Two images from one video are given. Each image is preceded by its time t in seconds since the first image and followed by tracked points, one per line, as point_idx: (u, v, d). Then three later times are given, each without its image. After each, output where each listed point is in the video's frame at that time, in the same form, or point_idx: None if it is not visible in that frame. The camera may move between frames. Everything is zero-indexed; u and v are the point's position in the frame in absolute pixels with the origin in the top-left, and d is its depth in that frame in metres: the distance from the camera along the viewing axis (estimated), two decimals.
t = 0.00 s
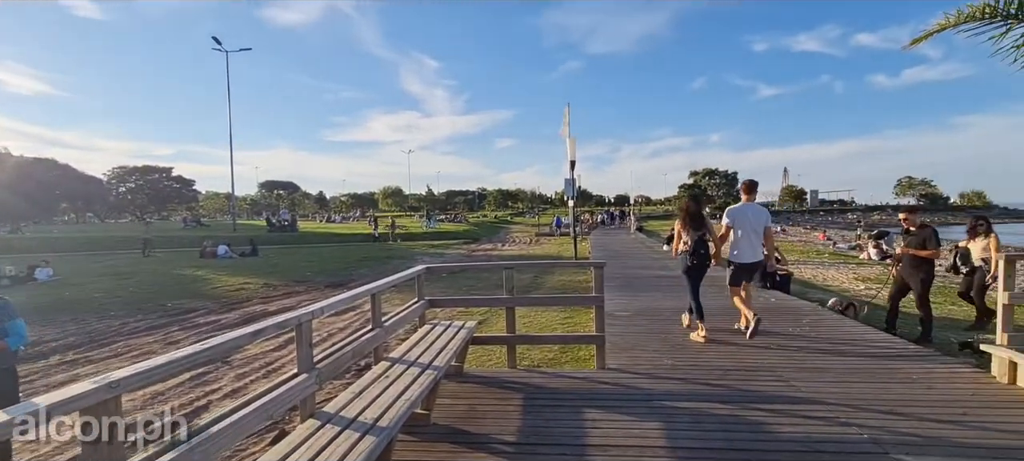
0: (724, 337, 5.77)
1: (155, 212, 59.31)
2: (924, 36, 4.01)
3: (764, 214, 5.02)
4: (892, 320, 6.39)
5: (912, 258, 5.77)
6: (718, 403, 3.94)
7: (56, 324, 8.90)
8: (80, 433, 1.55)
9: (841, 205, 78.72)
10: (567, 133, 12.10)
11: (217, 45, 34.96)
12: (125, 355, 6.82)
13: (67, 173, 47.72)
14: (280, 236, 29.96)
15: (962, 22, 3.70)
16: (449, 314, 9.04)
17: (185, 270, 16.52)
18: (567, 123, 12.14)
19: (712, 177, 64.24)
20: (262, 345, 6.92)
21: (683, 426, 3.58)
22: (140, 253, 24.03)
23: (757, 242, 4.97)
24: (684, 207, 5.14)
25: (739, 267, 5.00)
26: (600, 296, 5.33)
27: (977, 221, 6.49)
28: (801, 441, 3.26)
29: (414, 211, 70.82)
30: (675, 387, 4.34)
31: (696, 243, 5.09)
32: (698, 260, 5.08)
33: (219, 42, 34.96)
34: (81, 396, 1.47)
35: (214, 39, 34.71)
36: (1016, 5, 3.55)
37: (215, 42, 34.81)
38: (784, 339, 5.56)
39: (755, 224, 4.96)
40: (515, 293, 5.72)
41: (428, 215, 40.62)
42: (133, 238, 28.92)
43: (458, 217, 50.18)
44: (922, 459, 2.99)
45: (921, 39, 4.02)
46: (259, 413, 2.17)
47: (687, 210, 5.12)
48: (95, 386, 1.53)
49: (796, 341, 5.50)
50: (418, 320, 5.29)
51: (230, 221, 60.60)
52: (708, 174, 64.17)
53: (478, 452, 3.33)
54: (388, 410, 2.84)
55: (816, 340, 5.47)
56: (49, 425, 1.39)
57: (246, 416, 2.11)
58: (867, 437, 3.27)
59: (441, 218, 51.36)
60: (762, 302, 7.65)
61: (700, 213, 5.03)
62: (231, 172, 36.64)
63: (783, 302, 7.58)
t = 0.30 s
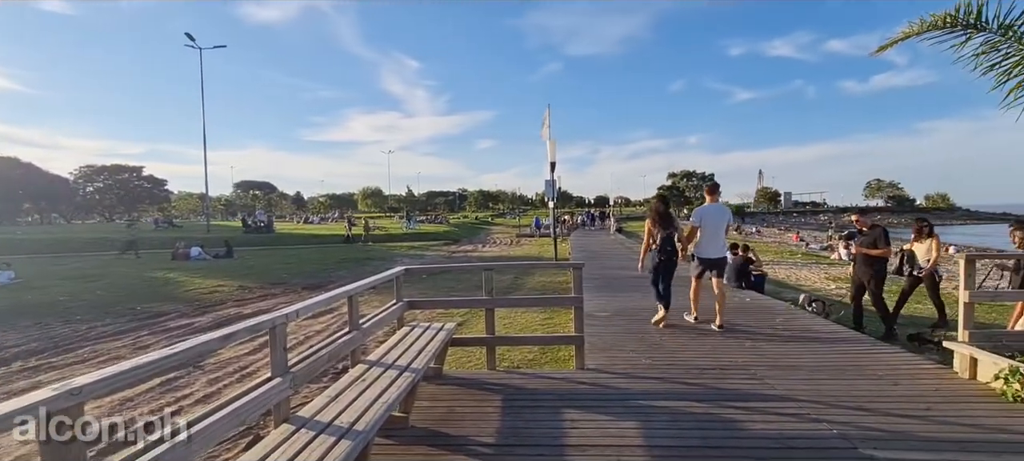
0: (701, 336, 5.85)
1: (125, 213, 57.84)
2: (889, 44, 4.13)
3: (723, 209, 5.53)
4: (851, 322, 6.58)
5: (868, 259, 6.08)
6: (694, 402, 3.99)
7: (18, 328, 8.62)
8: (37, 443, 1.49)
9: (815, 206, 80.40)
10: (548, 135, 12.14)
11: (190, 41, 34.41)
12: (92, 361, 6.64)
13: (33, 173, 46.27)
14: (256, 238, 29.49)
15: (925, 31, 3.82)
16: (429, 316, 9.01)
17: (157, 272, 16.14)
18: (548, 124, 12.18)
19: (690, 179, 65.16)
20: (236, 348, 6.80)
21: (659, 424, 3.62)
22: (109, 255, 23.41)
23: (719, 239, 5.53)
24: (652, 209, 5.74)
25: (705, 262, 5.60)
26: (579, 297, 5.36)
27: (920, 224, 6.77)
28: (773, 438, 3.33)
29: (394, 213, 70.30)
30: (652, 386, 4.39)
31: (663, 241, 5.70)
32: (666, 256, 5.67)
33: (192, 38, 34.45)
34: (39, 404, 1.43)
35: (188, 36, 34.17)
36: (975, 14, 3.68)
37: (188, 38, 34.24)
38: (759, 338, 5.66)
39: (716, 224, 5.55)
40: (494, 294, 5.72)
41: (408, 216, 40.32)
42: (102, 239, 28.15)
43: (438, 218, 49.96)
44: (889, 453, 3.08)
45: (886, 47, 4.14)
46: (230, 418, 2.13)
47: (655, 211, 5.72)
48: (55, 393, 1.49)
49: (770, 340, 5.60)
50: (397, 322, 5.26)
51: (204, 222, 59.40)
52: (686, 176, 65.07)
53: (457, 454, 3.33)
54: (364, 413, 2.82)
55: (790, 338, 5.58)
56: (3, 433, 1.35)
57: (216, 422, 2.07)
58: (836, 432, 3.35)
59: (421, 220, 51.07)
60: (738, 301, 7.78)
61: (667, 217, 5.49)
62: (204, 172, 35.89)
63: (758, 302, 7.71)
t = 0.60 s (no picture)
0: (682, 335, 5.91)
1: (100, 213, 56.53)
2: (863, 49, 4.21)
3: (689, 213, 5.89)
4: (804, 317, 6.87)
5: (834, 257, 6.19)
6: (674, 400, 4.03)
7: None
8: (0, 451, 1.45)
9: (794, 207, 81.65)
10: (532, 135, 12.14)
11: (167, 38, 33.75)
12: (63, 366, 6.47)
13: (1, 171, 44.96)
14: (236, 238, 29.04)
15: (897, 36, 3.91)
16: (412, 317, 8.95)
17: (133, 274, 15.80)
18: (532, 125, 12.19)
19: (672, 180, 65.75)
20: (214, 351, 6.68)
21: (640, 423, 3.65)
22: (82, 257, 22.85)
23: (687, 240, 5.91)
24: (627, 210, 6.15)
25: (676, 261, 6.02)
26: (562, 297, 5.37)
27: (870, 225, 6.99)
28: (750, 435, 3.38)
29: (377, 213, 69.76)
30: (634, 385, 4.42)
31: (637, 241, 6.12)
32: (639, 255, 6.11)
33: (168, 34, 33.80)
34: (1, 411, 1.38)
35: (164, 32, 33.52)
36: (944, 21, 3.77)
37: (164, 35, 33.59)
38: (739, 337, 5.73)
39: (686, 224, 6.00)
40: (477, 295, 5.70)
41: (391, 217, 40.04)
42: (75, 240, 27.45)
43: (421, 219, 49.74)
44: (862, 448, 3.14)
45: (860, 51, 4.22)
46: (206, 424, 2.09)
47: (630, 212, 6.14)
48: (20, 399, 1.45)
49: (749, 338, 5.67)
50: (379, 323, 5.22)
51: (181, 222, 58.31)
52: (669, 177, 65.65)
53: (439, 456, 3.31)
54: (344, 416, 2.80)
55: (769, 337, 5.66)
56: None
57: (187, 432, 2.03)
58: (812, 429, 3.40)
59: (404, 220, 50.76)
60: (719, 301, 7.87)
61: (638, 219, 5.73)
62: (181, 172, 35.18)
63: (739, 301, 7.81)
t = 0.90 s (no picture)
0: (663, 336, 5.97)
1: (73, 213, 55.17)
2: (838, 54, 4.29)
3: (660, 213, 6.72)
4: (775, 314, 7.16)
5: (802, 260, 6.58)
6: (655, 400, 4.06)
7: None
8: None
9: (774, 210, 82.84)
10: (515, 137, 12.15)
11: (144, 34, 33.08)
12: (32, 370, 6.29)
13: None
14: (214, 239, 28.56)
15: (870, 43, 4.00)
16: (394, 318, 8.90)
17: (107, 275, 15.44)
18: (516, 127, 12.21)
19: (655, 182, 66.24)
20: (190, 354, 6.56)
21: (621, 423, 3.67)
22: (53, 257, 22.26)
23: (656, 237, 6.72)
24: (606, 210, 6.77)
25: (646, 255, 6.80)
26: (545, 298, 5.38)
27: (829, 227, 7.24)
28: (728, 433, 3.42)
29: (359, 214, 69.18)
30: (616, 385, 4.45)
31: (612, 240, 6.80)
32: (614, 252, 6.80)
33: (145, 30, 33.13)
34: None
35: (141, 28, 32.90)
36: (915, 29, 3.86)
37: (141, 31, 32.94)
38: (719, 337, 5.80)
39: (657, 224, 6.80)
40: (460, 297, 5.69)
41: (374, 218, 39.74)
42: (47, 240, 26.74)
43: (404, 220, 49.44)
44: (837, 445, 3.20)
45: (835, 57, 4.30)
46: (178, 428, 2.06)
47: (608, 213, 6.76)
48: None
49: (729, 339, 5.73)
50: (360, 325, 5.18)
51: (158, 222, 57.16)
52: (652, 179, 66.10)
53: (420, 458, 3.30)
54: (322, 420, 2.76)
55: (748, 337, 5.74)
56: None
57: (154, 440, 1.99)
58: (789, 427, 3.46)
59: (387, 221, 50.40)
60: (700, 302, 7.96)
61: (615, 215, 6.65)
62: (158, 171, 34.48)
63: (719, 302, 7.90)
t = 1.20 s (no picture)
0: (647, 336, 6.00)
1: (48, 211, 53.94)
2: (818, 59, 4.36)
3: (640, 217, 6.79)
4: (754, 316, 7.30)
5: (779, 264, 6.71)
6: (638, 401, 4.08)
7: None
8: None
9: (757, 212, 83.87)
10: (502, 138, 12.14)
11: (121, 29, 32.45)
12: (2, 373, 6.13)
13: None
14: (194, 239, 28.11)
15: (849, 49, 4.06)
16: (378, 319, 8.84)
17: (83, 275, 15.12)
18: (502, 127, 12.19)
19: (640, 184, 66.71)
20: (168, 356, 6.45)
21: (604, 424, 3.69)
22: (26, 257, 21.71)
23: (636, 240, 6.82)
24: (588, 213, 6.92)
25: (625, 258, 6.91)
26: (529, 299, 5.38)
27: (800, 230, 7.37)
28: (709, 433, 3.44)
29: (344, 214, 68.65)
30: (599, 386, 4.46)
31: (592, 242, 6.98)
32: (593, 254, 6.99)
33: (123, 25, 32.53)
34: None
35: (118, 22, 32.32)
36: (892, 36, 3.93)
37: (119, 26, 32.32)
38: (702, 338, 5.84)
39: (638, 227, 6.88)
40: (444, 297, 5.66)
41: (358, 218, 39.44)
42: (20, 240, 26.07)
43: (389, 220, 49.12)
44: (815, 444, 3.24)
45: (814, 62, 4.37)
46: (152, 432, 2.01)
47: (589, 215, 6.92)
48: None
49: (712, 339, 5.78)
50: (343, 326, 5.13)
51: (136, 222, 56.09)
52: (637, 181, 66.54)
53: None
54: (303, 422, 2.73)
55: (731, 338, 5.79)
56: None
57: (128, 443, 1.96)
58: (769, 426, 3.49)
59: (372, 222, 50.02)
60: (684, 303, 8.01)
61: (598, 216, 6.82)
62: (137, 170, 33.83)
63: (701, 303, 7.97)
